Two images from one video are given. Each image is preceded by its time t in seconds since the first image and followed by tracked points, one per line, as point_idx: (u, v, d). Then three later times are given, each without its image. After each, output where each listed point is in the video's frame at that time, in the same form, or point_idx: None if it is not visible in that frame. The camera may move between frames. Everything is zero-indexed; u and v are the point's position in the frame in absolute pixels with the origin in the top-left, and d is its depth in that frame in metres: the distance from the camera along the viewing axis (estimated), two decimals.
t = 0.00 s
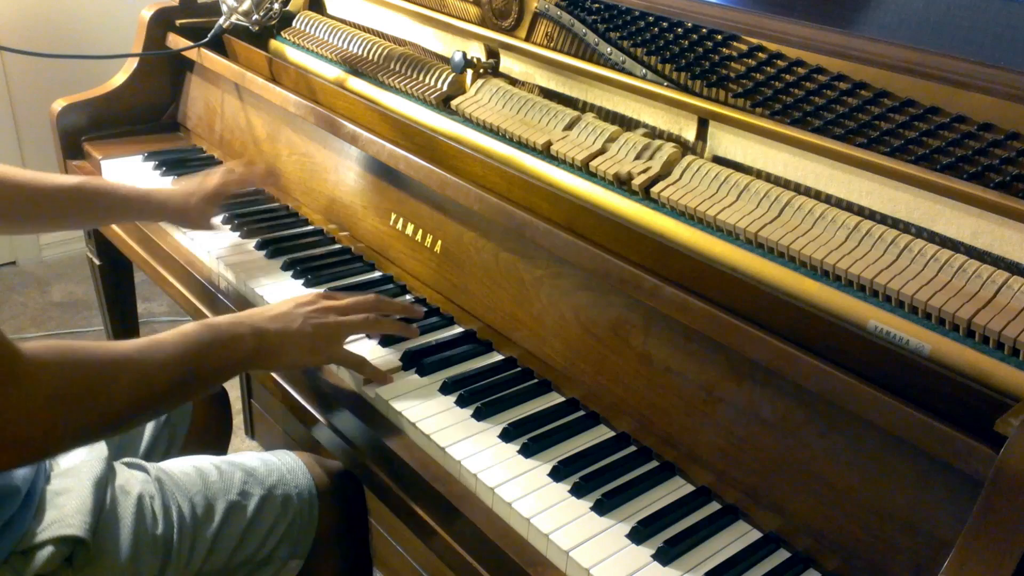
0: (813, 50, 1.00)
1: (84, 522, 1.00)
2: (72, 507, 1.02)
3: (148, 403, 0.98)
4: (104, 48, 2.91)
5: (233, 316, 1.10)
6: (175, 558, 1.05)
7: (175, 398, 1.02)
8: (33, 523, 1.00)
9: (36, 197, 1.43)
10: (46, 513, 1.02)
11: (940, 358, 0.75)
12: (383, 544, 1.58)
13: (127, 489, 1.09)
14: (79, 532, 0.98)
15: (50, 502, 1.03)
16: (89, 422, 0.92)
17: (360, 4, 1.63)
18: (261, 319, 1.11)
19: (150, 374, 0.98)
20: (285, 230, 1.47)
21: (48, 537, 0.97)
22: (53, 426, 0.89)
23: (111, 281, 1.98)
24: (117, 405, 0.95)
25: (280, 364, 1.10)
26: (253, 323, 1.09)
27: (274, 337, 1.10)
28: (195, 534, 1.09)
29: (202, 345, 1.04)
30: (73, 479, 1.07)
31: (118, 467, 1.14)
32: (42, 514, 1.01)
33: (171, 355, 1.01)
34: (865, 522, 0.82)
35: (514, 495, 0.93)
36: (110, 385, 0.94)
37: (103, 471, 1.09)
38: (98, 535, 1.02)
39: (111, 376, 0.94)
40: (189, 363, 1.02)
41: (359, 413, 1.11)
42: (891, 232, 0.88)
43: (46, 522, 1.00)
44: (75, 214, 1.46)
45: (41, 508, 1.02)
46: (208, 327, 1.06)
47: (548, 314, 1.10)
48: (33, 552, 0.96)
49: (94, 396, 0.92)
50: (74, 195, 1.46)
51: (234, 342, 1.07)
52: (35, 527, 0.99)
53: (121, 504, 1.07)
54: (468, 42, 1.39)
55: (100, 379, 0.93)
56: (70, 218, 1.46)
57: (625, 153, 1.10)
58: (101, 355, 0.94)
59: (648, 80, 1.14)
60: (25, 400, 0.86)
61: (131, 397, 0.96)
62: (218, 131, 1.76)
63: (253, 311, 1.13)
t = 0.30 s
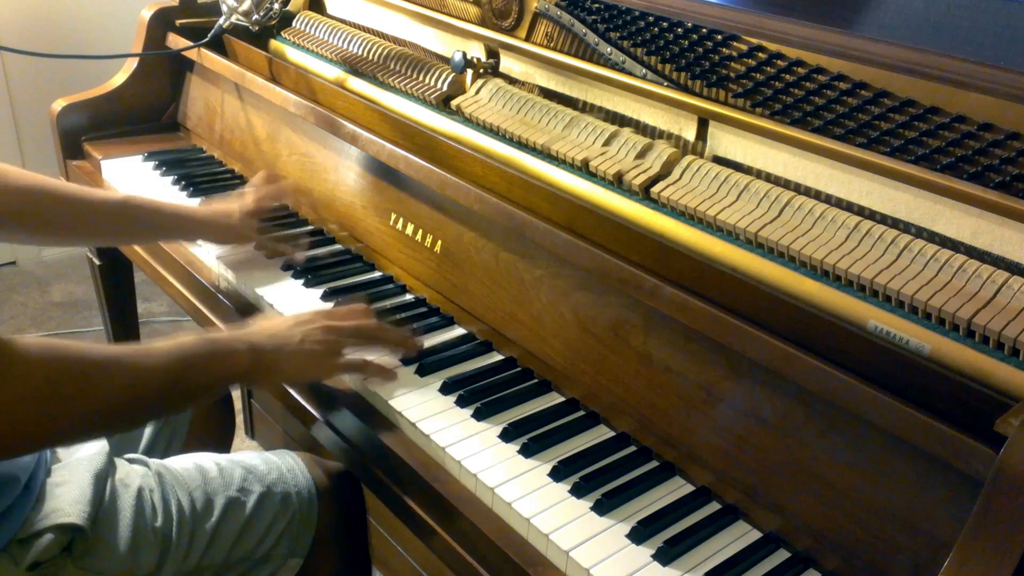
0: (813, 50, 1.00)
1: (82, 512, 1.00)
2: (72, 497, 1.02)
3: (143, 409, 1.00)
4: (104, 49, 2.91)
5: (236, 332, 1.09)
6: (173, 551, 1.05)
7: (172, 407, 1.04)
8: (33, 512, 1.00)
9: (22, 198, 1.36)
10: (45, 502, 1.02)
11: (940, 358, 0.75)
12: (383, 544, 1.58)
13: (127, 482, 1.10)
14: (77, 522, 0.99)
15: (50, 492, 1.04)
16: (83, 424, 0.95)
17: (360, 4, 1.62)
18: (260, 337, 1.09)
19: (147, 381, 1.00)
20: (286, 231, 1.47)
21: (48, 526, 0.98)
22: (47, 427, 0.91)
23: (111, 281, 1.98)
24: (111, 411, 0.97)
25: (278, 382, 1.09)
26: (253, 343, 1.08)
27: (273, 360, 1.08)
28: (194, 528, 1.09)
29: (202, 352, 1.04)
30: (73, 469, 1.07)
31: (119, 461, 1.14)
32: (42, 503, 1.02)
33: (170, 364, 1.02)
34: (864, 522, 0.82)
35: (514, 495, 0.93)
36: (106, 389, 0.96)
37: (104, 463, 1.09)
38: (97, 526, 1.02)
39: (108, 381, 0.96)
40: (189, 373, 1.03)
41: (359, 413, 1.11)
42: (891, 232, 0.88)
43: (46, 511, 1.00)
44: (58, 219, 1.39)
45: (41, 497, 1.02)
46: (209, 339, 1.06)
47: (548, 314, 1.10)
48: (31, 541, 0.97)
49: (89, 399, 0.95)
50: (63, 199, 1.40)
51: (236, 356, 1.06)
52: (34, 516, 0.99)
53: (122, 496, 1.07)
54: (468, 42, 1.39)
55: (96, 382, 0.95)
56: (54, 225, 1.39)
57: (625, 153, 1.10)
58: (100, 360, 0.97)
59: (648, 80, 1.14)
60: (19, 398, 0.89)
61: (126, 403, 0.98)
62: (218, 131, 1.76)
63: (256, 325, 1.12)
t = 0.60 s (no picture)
0: (813, 50, 1.00)
1: (86, 525, 1.00)
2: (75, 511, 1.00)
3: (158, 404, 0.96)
4: (104, 49, 2.91)
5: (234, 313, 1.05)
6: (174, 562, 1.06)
7: (185, 394, 1.00)
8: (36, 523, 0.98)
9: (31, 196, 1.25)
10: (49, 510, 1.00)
11: (940, 358, 0.75)
12: (383, 545, 1.59)
13: (128, 489, 1.08)
14: (81, 537, 0.98)
15: (53, 500, 1.01)
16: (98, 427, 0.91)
17: (360, 4, 1.63)
18: (258, 310, 1.07)
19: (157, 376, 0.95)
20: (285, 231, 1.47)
21: (52, 540, 0.97)
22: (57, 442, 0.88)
23: (111, 281, 1.98)
24: (127, 412, 0.93)
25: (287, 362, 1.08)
26: (252, 318, 1.06)
27: (276, 333, 1.06)
28: (195, 537, 1.09)
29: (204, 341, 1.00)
30: (74, 475, 1.05)
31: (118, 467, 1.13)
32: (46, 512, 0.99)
33: (175, 356, 0.97)
34: (864, 522, 0.82)
35: (514, 495, 0.93)
36: (112, 390, 0.91)
37: (104, 471, 1.08)
38: (99, 537, 1.02)
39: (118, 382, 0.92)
40: (197, 361, 0.99)
41: (359, 414, 1.11)
42: (891, 232, 0.88)
43: (49, 521, 0.99)
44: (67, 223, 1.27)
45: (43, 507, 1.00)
46: (208, 322, 1.02)
47: (548, 314, 1.10)
48: (35, 555, 0.96)
49: (99, 404, 0.90)
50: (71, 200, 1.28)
51: (236, 336, 1.03)
52: (39, 529, 0.98)
53: (124, 503, 1.06)
54: (468, 42, 1.39)
55: (107, 386, 0.91)
56: (65, 231, 1.27)
57: (625, 153, 1.10)
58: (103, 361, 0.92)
59: (648, 80, 1.14)
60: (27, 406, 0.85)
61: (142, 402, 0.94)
62: (218, 131, 1.76)
63: (255, 302, 1.10)
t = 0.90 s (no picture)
0: (814, 50, 1.01)
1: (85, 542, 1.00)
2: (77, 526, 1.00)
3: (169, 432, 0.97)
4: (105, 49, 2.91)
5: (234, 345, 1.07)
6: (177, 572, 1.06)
7: (191, 425, 1.01)
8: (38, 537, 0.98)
9: (21, 209, 1.21)
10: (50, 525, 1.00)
11: (940, 358, 0.75)
12: (384, 545, 1.58)
13: (128, 498, 1.08)
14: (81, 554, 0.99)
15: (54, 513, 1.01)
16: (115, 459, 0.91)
17: (360, 4, 1.62)
18: (263, 341, 1.09)
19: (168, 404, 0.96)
20: (285, 230, 1.47)
21: (52, 557, 0.97)
22: (76, 472, 0.87)
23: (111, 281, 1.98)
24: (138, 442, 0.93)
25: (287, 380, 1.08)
26: (257, 348, 1.08)
27: (275, 359, 1.08)
28: (197, 545, 1.09)
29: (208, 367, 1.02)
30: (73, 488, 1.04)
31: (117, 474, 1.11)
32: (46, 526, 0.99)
33: (181, 384, 0.98)
34: (864, 522, 0.82)
35: (514, 495, 0.93)
36: (127, 417, 0.92)
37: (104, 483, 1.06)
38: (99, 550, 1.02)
39: (132, 411, 0.92)
40: (205, 389, 1.00)
41: (359, 413, 1.11)
42: (890, 232, 0.88)
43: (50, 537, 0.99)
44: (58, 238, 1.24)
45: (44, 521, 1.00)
46: (212, 352, 1.04)
47: (548, 314, 1.10)
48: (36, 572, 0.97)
49: (113, 432, 0.90)
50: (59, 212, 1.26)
51: (238, 367, 1.04)
52: (39, 545, 0.98)
53: (124, 514, 1.05)
54: (468, 42, 1.39)
55: (122, 414, 0.91)
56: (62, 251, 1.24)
57: (625, 153, 1.10)
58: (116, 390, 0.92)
59: (648, 80, 1.14)
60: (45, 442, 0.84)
61: (153, 429, 0.94)
62: (218, 132, 1.76)
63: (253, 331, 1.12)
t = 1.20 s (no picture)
0: (814, 50, 1.00)
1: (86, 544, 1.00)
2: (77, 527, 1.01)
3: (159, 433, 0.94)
4: (104, 49, 2.91)
5: (232, 340, 1.06)
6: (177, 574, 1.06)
7: (185, 423, 1.00)
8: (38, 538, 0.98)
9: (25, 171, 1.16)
10: (49, 528, 1.00)
11: (940, 358, 0.75)
12: (384, 545, 1.58)
13: (129, 501, 1.08)
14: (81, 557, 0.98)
15: (54, 517, 1.01)
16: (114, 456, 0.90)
17: (360, 4, 1.63)
18: (257, 337, 1.09)
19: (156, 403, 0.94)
20: (285, 230, 1.47)
21: (52, 559, 0.97)
22: (73, 469, 0.87)
23: (110, 281, 1.98)
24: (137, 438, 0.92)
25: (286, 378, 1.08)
26: (250, 345, 1.07)
27: (274, 355, 1.07)
28: (197, 546, 1.09)
29: (207, 364, 1.00)
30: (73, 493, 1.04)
31: (118, 476, 1.13)
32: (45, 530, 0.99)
33: (179, 380, 0.97)
34: (864, 522, 0.82)
35: (514, 495, 0.93)
36: (125, 413, 0.91)
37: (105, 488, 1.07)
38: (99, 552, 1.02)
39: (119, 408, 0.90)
40: (194, 388, 0.98)
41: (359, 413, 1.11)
42: (891, 232, 0.88)
43: (50, 539, 0.98)
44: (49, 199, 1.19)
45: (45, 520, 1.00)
46: (208, 347, 1.02)
47: (548, 314, 1.10)
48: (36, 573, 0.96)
49: (111, 428, 0.89)
50: (64, 174, 1.21)
51: (228, 366, 1.03)
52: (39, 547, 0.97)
53: (124, 517, 1.06)
54: (468, 41, 1.39)
55: (110, 412, 0.89)
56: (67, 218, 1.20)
57: (625, 153, 1.10)
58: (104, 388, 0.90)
59: (648, 80, 1.14)
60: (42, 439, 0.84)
61: (151, 424, 0.94)
62: (218, 132, 1.76)
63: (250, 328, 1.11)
